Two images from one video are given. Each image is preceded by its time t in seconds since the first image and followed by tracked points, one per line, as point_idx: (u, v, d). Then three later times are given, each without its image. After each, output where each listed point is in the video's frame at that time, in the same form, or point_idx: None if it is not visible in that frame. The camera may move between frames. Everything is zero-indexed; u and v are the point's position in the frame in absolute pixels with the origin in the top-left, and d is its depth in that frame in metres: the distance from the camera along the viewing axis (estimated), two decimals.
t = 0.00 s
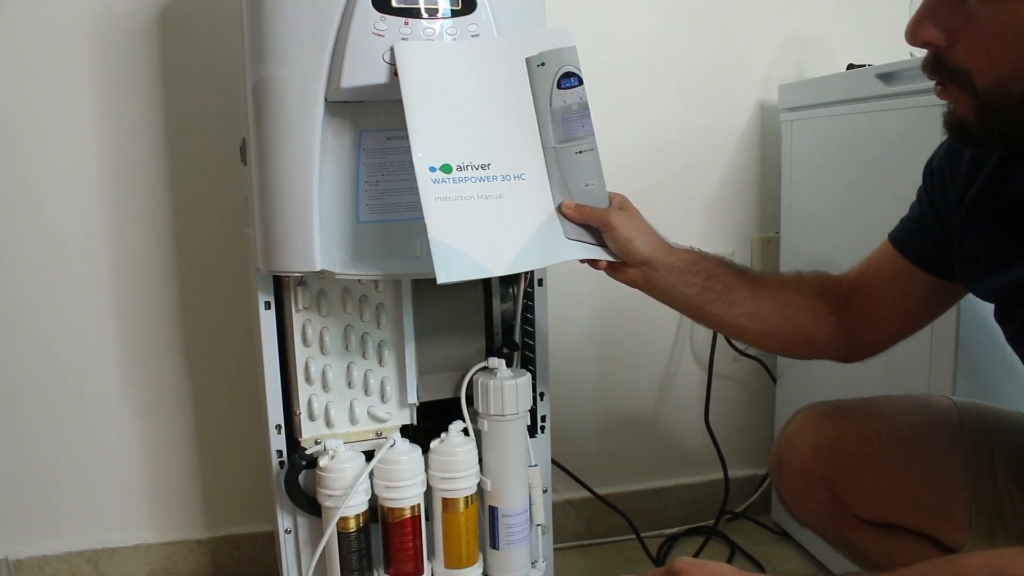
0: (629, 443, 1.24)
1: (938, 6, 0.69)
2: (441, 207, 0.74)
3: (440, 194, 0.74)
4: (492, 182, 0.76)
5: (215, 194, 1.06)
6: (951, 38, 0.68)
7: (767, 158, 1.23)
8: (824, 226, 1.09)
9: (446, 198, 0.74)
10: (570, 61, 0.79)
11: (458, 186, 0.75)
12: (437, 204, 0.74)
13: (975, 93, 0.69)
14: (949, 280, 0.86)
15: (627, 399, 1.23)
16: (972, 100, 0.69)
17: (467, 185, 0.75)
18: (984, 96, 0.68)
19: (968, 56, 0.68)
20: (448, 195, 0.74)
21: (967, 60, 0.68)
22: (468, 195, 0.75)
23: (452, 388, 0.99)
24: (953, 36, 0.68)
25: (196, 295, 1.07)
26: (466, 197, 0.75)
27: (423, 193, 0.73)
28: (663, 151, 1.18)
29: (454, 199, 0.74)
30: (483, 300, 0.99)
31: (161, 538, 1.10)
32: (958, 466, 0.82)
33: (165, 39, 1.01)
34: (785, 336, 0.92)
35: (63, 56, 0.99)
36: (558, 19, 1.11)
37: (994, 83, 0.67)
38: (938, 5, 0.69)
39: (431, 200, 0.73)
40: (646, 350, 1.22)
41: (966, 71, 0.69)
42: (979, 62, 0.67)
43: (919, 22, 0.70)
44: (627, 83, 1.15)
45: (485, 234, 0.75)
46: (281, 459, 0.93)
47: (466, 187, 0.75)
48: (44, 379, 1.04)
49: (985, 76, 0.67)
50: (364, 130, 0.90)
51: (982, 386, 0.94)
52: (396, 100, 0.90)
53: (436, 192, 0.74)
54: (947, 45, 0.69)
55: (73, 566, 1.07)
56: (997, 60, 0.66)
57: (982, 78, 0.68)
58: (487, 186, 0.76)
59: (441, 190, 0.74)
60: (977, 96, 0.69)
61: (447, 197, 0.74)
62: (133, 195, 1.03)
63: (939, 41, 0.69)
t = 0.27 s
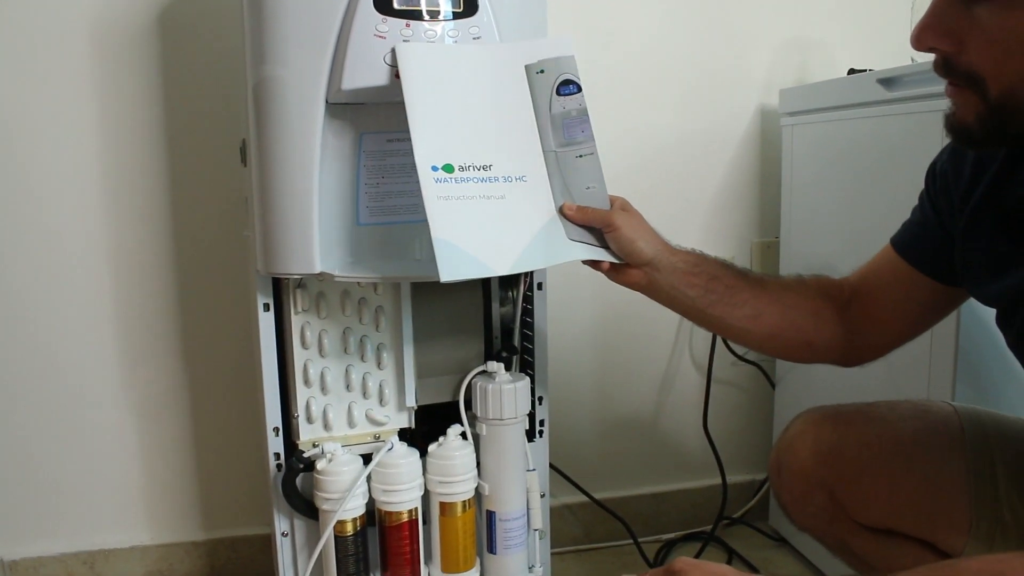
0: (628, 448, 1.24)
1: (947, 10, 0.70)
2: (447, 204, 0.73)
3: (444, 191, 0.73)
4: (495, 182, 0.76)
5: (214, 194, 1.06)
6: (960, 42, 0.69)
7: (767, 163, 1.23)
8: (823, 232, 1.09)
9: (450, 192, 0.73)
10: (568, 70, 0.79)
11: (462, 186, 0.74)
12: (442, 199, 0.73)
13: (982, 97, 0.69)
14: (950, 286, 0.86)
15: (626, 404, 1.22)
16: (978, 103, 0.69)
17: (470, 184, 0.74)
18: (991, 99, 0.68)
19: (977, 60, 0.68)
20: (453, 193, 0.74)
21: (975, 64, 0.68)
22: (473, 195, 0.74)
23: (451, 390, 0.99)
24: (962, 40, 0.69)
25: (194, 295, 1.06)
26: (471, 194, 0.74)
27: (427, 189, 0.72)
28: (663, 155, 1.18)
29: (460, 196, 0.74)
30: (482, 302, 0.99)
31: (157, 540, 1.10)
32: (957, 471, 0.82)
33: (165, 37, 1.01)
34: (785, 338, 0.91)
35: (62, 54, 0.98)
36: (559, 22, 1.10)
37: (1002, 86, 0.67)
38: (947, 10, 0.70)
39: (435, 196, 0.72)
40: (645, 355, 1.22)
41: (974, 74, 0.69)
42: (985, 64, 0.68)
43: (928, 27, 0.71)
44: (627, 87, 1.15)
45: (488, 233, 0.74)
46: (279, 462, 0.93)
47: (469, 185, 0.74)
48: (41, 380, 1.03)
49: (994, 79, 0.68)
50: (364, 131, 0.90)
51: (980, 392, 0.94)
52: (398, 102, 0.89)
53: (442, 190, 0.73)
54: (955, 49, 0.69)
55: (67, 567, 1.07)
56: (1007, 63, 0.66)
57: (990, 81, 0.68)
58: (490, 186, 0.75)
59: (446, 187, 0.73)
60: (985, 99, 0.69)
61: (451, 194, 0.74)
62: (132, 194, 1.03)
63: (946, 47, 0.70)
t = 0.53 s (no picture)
0: (618, 454, 1.24)
1: (940, 19, 0.70)
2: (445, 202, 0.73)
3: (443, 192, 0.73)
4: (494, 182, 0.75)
5: (205, 198, 1.05)
6: (953, 51, 0.69)
7: (759, 170, 1.23)
8: (813, 240, 1.09)
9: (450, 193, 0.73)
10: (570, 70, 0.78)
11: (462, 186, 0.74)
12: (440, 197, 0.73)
13: (975, 105, 0.69)
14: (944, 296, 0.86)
15: (616, 410, 1.22)
16: (971, 112, 0.69)
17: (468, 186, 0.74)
18: (984, 107, 0.68)
19: (969, 69, 0.68)
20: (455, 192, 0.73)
21: (968, 72, 0.68)
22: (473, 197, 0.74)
23: (441, 397, 0.98)
24: (955, 49, 0.69)
25: (184, 299, 1.06)
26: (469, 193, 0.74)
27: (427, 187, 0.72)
28: (655, 162, 1.18)
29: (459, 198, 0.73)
30: (473, 307, 0.99)
31: (145, 545, 1.09)
32: (948, 479, 0.82)
33: (157, 40, 1.01)
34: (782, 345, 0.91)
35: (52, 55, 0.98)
36: (551, 29, 1.10)
37: (994, 95, 0.67)
38: (940, 19, 0.70)
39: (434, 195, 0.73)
40: (636, 361, 1.22)
41: (967, 83, 0.69)
42: (978, 72, 0.67)
43: (921, 35, 0.71)
44: (620, 93, 1.15)
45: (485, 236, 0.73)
46: (267, 468, 0.92)
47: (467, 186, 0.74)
48: (28, 383, 1.02)
49: (986, 87, 0.68)
50: (355, 137, 0.90)
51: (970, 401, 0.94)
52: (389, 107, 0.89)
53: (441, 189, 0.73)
54: (948, 58, 0.69)
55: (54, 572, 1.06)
56: (998, 72, 0.66)
57: (982, 90, 0.68)
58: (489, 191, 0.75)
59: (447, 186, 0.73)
60: (977, 108, 0.69)
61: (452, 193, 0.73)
62: (122, 197, 1.02)
63: (939, 55, 0.70)
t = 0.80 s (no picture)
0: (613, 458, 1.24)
1: (936, 24, 0.71)
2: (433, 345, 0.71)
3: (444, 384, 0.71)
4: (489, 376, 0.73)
5: (199, 203, 1.05)
6: (951, 57, 0.70)
7: (752, 174, 1.23)
8: (807, 243, 1.09)
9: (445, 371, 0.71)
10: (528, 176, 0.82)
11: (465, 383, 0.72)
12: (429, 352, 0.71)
13: (973, 106, 0.71)
14: (960, 306, 0.85)
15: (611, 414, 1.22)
16: (969, 112, 0.71)
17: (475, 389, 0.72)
18: (983, 109, 0.70)
19: (967, 73, 0.70)
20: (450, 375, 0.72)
21: (966, 76, 0.70)
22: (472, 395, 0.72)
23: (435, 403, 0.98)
24: (952, 55, 0.70)
25: (178, 305, 1.06)
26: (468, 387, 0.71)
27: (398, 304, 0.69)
28: (649, 166, 1.18)
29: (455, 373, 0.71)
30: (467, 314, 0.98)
31: (139, 552, 1.09)
32: (942, 478, 0.82)
33: (150, 45, 1.01)
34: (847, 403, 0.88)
35: (44, 61, 0.98)
36: (544, 33, 1.10)
37: (993, 97, 0.69)
38: (936, 24, 0.71)
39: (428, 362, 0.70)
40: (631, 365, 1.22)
41: (965, 86, 0.71)
42: (978, 75, 0.69)
43: (917, 41, 0.72)
44: (614, 96, 1.15)
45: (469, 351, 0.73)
46: (261, 474, 0.92)
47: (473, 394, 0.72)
48: (21, 389, 1.02)
49: (985, 89, 0.70)
50: (347, 144, 0.90)
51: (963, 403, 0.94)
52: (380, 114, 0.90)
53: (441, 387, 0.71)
54: (946, 62, 0.71)
55: None
56: (997, 76, 0.68)
57: (980, 92, 0.70)
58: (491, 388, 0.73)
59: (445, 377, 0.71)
60: (976, 109, 0.71)
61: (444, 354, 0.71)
62: (115, 204, 1.02)
63: (936, 61, 0.71)
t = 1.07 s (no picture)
0: (609, 462, 1.23)
1: (928, 44, 0.67)
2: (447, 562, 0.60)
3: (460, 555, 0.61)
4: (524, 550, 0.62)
5: (194, 206, 1.05)
6: (948, 77, 0.67)
7: (749, 178, 1.23)
8: (804, 248, 1.09)
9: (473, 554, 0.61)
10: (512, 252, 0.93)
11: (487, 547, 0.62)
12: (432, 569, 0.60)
13: (974, 126, 0.67)
14: (962, 325, 0.84)
15: (608, 418, 1.22)
16: (971, 133, 0.68)
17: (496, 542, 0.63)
18: (986, 128, 0.67)
19: (967, 92, 0.66)
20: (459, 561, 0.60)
21: (966, 95, 0.66)
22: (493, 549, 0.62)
23: (431, 407, 0.98)
24: (951, 75, 0.66)
25: (174, 308, 1.05)
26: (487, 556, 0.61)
27: None
28: (645, 170, 1.17)
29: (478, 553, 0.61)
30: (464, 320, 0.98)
31: (134, 556, 1.09)
32: (943, 488, 0.83)
33: (147, 47, 1.00)
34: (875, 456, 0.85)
35: (40, 63, 0.97)
36: (540, 37, 1.10)
37: (997, 115, 0.66)
38: (927, 44, 0.67)
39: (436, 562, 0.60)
40: (627, 369, 1.21)
41: (965, 106, 0.67)
42: (978, 94, 0.65)
43: (909, 62, 0.68)
44: (611, 100, 1.15)
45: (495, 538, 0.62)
46: (256, 478, 0.92)
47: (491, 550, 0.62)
48: (15, 392, 1.02)
49: (986, 108, 0.66)
50: (344, 147, 0.90)
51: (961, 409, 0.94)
52: (377, 117, 0.89)
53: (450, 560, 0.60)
54: (944, 83, 0.67)
55: None
56: (1001, 93, 0.64)
57: (982, 112, 0.66)
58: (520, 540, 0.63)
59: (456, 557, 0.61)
60: (979, 129, 0.67)
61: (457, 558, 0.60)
62: (110, 206, 1.02)
63: (931, 82, 0.68)
